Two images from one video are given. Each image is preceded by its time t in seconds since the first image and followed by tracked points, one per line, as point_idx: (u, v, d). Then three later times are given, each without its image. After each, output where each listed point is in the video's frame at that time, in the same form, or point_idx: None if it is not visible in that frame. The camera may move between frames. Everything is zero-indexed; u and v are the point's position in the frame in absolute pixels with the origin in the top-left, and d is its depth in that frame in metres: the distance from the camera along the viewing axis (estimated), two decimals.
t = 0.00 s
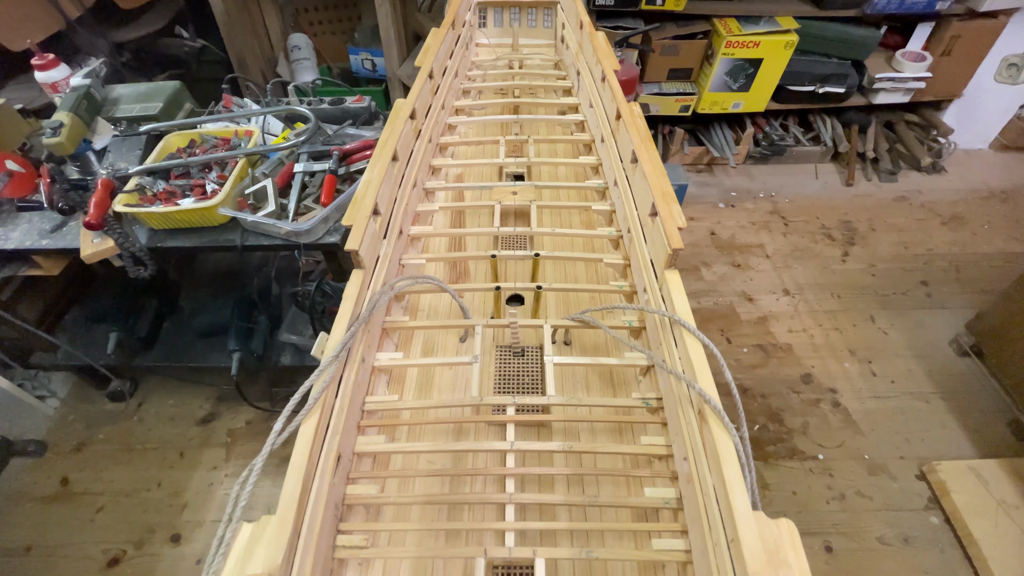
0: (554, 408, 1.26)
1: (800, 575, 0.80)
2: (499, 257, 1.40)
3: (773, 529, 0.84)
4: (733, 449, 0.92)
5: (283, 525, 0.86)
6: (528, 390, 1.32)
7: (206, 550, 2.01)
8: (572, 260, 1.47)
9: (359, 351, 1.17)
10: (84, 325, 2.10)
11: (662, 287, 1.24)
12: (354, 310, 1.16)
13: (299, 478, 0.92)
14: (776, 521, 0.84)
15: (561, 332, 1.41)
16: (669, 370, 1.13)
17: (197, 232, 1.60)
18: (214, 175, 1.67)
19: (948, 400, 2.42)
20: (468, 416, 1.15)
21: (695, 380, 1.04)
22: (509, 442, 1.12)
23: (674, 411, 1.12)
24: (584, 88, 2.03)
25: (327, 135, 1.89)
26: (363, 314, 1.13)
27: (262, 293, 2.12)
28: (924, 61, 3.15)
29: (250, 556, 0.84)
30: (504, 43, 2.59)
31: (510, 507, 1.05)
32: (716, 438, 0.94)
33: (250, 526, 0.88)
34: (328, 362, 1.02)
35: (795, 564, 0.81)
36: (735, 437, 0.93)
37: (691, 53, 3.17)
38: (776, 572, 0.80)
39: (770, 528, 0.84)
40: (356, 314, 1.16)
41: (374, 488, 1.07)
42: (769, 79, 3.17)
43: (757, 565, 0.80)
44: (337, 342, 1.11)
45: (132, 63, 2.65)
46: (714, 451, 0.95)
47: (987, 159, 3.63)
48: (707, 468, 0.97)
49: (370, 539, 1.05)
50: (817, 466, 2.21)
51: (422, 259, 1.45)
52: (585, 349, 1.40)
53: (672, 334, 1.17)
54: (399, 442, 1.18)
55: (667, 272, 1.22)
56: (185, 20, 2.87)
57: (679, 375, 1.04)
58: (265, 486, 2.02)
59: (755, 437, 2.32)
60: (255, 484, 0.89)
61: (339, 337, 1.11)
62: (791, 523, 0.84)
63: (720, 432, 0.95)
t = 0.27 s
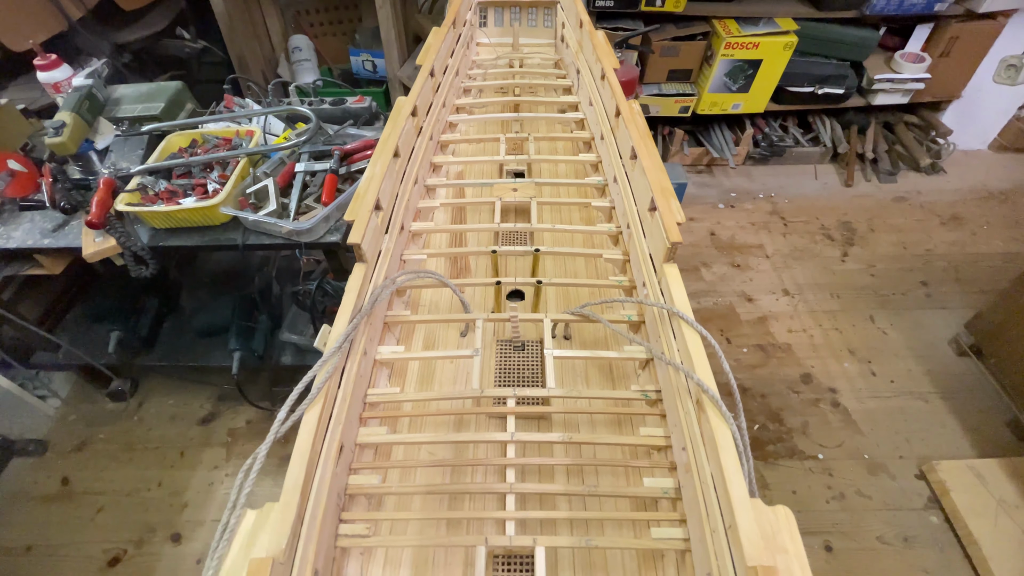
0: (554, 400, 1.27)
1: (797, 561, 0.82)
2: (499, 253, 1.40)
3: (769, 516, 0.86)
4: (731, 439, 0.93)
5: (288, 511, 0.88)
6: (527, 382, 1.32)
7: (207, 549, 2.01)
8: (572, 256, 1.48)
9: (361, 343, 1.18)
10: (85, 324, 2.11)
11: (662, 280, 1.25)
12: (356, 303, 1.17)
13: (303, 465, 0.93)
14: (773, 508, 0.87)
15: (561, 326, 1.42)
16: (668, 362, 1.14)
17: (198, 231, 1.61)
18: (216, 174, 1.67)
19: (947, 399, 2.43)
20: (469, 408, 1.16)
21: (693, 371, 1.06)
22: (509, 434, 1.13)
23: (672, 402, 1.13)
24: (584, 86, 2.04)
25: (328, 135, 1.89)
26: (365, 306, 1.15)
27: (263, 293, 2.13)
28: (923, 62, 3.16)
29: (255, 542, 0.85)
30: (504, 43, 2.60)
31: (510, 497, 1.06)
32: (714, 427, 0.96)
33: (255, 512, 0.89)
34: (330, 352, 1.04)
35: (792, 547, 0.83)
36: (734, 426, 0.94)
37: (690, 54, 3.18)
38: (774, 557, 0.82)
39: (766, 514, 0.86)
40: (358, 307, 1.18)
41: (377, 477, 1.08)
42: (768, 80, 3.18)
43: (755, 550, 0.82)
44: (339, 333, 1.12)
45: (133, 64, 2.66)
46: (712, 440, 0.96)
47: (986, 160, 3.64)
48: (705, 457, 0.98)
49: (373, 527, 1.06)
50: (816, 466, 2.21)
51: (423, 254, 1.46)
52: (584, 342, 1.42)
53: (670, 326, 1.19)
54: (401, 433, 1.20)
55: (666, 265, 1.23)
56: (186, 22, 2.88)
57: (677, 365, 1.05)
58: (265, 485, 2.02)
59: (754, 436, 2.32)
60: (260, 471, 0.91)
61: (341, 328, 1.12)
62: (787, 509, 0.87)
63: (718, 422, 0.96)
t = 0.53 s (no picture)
0: (553, 393, 1.29)
1: (791, 547, 0.83)
2: (498, 249, 1.41)
3: (766, 505, 0.86)
4: (726, 428, 0.94)
5: (289, 499, 0.88)
6: (527, 374, 1.35)
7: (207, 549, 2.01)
8: (571, 252, 1.48)
9: (362, 337, 1.19)
10: (86, 324, 2.11)
11: (659, 275, 1.26)
12: (357, 296, 1.18)
13: (304, 454, 0.94)
14: (770, 498, 0.87)
15: (560, 321, 1.44)
16: (664, 354, 1.14)
17: (199, 230, 1.61)
18: (217, 174, 1.68)
19: (947, 399, 2.43)
20: (469, 401, 1.17)
21: (690, 363, 1.06)
22: (508, 426, 1.13)
23: (669, 395, 1.13)
24: (582, 85, 2.05)
25: (328, 135, 1.90)
26: (366, 300, 1.15)
27: (264, 293, 2.13)
28: (921, 63, 3.17)
29: (256, 529, 0.85)
30: (504, 43, 2.61)
31: (508, 488, 1.06)
32: (710, 417, 0.97)
33: (256, 501, 0.89)
34: (331, 344, 1.04)
35: (787, 536, 0.83)
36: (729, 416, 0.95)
37: (690, 55, 3.19)
38: (769, 544, 0.83)
39: (762, 503, 0.87)
40: (359, 300, 1.19)
41: (377, 468, 1.08)
42: (768, 81, 3.19)
43: (750, 537, 0.82)
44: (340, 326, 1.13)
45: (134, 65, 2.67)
46: (708, 430, 0.97)
47: (985, 161, 3.65)
48: (701, 447, 0.99)
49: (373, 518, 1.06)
50: (816, 465, 2.21)
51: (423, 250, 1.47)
52: (582, 336, 1.44)
53: (667, 318, 1.20)
54: (401, 425, 1.21)
55: (663, 259, 1.23)
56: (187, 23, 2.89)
57: (674, 357, 1.06)
58: (265, 484, 2.02)
59: (754, 436, 2.32)
60: (260, 461, 0.91)
61: (342, 321, 1.13)
62: (784, 498, 0.87)
63: (714, 412, 0.97)
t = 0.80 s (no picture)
0: (553, 390, 1.30)
1: (790, 539, 0.83)
2: (500, 248, 1.42)
3: (765, 499, 0.87)
4: (725, 423, 0.95)
5: (295, 493, 0.89)
6: (529, 372, 1.36)
7: (207, 549, 2.02)
8: (572, 251, 1.49)
9: (365, 335, 1.19)
10: (87, 325, 2.12)
11: (659, 273, 1.26)
12: (360, 294, 1.19)
13: (309, 448, 0.95)
14: (769, 491, 0.87)
15: (560, 320, 1.45)
16: (664, 351, 1.15)
17: (201, 231, 1.62)
18: (219, 175, 1.68)
19: (946, 400, 2.43)
20: (472, 399, 1.17)
21: (690, 360, 1.07)
22: (510, 422, 1.14)
23: (669, 391, 1.14)
24: (582, 87, 2.06)
25: (330, 137, 1.91)
26: (370, 297, 1.16)
27: (265, 294, 2.14)
28: (920, 65, 3.18)
29: (263, 522, 0.86)
30: (504, 44, 2.62)
31: (511, 483, 1.07)
32: (710, 413, 0.97)
33: (262, 495, 0.90)
34: (335, 341, 1.05)
35: (786, 529, 0.84)
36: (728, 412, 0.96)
37: (689, 57, 3.20)
38: (768, 537, 0.83)
39: (761, 498, 0.87)
40: (362, 298, 1.19)
41: (380, 464, 1.09)
42: (767, 83, 3.20)
43: (749, 530, 0.83)
44: (344, 323, 1.14)
45: (136, 67, 2.68)
46: (707, 426, 0.98)
47: (984, 163, 3.66)
48: (700, 442, 0.99)
49: (376, 513, 1.07)
50: (816, 466, 2.22)
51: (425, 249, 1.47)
52: (583, 335, 1.45)
53: (666, 316, 1.21)
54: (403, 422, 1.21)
55: (663, 258, 1.24)
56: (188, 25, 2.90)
57: (674, 354, 1.07)
58: (265, 484, 2.02)
59: (754, 437, 2.32)
60: (267, 456, 0.92)
61: (346, 318, 1.13)
62: (782, 492, 0.87)
63: (714, 408, 0.98)
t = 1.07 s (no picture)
0: (552, 389, 1.32)
1: (782, 536, 0.83)
2: (499, 249, 1.43)
3: (758, 495, 0.88)
4: (720, 420, 0.96)
5: (297, 488, 0.90)
6: (527, 370, 1.36)
7: (208, 550, 2.02)
8: (570, 251, 1.50)
9: (365, 334, 1.20)
10: (88, 326, 2.12)
11: (656, 273, 1.27)
12: (361, 294, 1.20)
13: (311, 444, 0.96)
14: (762, 488, 0.88)
15: (559, 319, 1.46)
16: (661, 350, 1.16)
17: (202, 233, 1.63)
18: (220, 177, 1.69)
19: (945, 401, 2.44)
20: (471, 397, 1.18)
21: (686, 358, 1.08)
22: (509, 420, 1.15)
23: (666, 390, 1.15)
24: (581, 89, 2.07)
25: (330, 139, 1.92)
26: (370, 297, 1.17)
27: (265, 295, 2.14)
28: (918, 68, 3.19)
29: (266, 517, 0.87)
30: (504, 47, 2.64)
31: (510, 479, 1.08)
32: (705, 410, 0.98)
33: (264, 491, 0.91)
34: (337, 339, 1.06)
35: (778, 525, 0.84)
36: (723, 409, 0.97)
37: (689, 60, 3.22)
38: (761, 531, 0.84)
39: (754, 494, 0.88)
40: (363, 298, 1.20)
41: (380, 462, 1.10)
42: (766, 85, 3.21)
43: (742, 525, 0.84)
44: (345, 322, 1.15)
45: (137, 69, 2.69)
46: (702, 423, 0.99)
47: (982, 165, 3.67)
48: (696, 439, 1.01)
49: (376, 509, 1.08)
50: (815, 467, 2.22)
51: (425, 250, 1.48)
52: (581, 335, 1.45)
53: (663, 315, 1.22)
54: (403, 420, 1.22)
55: (661, 257, 1.25)
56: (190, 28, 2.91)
57: (670, 352, 1.08)
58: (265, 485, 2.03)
59: (754, 438, 2.33)
60: (269, 452, 0.93)
61: (347, 317, 1.14)
62: (775, 488, 0.88)
63: (708, 405, 0.98)
